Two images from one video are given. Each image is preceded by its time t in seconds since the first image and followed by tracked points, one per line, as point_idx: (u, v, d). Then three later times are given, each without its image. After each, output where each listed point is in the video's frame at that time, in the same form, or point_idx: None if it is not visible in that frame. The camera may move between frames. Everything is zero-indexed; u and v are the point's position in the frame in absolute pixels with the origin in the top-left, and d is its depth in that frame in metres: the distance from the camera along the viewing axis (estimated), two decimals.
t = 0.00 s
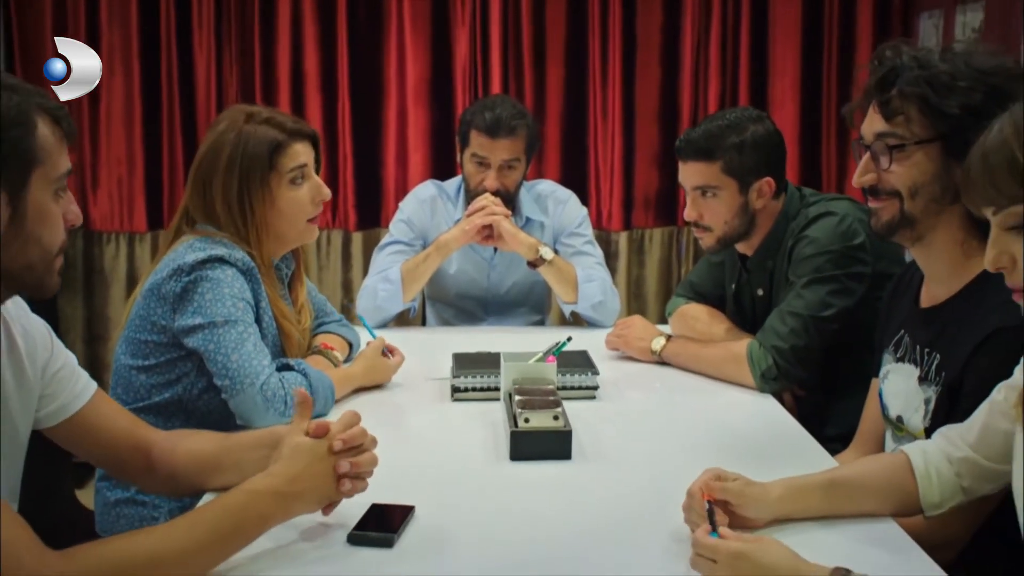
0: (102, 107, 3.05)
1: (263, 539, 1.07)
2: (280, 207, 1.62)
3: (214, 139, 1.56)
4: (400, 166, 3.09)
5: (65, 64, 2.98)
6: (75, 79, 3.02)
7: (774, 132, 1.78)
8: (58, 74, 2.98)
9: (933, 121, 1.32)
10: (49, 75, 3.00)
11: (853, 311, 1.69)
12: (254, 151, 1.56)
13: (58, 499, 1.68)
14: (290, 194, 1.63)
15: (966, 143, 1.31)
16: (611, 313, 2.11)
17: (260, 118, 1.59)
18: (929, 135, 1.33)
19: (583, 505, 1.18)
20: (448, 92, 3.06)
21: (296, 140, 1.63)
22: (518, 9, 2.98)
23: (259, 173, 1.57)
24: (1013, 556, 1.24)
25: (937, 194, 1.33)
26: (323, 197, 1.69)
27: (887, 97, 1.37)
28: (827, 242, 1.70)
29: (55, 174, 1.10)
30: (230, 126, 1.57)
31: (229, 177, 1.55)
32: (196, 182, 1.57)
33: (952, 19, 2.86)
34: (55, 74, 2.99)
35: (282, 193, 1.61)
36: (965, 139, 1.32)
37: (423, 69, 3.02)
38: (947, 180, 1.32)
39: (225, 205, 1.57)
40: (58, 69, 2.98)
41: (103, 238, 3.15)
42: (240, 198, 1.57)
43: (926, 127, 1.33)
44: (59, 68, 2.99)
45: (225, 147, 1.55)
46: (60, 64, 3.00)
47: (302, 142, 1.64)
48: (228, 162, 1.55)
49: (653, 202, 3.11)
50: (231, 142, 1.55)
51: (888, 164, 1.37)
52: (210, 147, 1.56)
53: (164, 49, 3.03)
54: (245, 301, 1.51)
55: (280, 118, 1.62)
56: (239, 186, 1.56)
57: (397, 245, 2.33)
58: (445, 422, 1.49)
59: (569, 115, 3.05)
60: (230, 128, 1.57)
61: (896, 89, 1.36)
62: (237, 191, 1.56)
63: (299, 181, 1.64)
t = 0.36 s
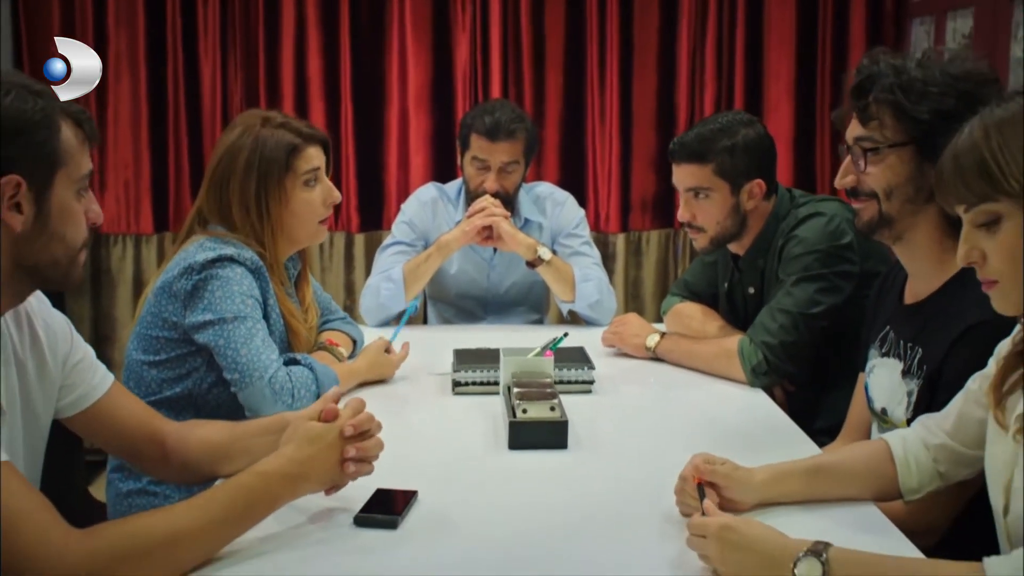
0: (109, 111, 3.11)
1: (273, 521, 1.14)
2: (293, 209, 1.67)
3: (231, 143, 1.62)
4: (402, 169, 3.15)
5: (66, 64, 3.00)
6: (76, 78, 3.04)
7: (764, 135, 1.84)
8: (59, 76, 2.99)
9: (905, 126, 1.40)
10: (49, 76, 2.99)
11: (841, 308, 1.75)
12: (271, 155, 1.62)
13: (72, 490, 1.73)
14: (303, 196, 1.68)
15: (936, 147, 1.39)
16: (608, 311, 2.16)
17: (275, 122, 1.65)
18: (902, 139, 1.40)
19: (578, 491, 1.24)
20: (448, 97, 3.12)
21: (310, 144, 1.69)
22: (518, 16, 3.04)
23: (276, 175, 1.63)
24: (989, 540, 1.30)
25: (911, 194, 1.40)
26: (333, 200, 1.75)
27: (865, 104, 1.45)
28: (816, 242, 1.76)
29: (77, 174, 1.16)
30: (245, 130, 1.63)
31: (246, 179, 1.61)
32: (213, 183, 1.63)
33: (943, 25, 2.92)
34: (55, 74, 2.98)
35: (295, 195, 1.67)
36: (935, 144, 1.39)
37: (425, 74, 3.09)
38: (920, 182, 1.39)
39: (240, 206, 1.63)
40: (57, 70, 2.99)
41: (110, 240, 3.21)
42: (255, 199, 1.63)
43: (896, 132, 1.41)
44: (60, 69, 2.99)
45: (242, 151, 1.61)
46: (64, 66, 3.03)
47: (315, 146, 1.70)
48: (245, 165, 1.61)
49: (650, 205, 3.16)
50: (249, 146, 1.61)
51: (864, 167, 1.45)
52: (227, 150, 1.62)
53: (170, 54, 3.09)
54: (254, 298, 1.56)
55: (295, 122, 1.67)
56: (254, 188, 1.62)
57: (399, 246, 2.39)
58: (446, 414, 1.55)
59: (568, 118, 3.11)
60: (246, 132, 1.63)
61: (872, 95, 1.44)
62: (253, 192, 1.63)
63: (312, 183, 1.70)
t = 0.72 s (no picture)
0: (115, 116, 3.16)
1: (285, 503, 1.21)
2: (297, 208, 1.73)
3: (240, 144, 1.68)
4: (403, 172, 3.21)
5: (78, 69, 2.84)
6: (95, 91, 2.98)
7: (755, 139, 1.89)
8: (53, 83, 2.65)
9: (889, 127, 1.45)
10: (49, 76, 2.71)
11: (828, 304, 1.80)
12: (277, 156, 1.68)
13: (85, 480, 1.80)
14: (308, 195, 1.74)
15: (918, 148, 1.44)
16: (603, 309, 2.22)
17: (282, 124, 1.71)
18: (884, 140, 1.45)
19: (571, 477, 1.30)
20: (448, 101, 3.18)
21: (316, 146, 1.75)
22: (516, 21, 3.11)
23: (282, 175, 1.69)
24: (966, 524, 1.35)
25: (894, 194, 1.45)
26: (336, 201, 1.81)
27: (850, 106, 1.49)
28: (803, 240, 1.82)
29: (93, 172, 1.21)
30: (253, 132, 1.69)
31: (254, 179, 1.68)
32: (222, 183, 1.69)
33: (933, 30, 2.98)
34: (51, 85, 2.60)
35: (301, 194, 1.73)
36: (917, 144, 1.44)
37: (425, 79, 3.15)
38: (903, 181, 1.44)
39: (248, 205, 1.69)
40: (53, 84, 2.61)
41: (115, 242, 3.27)
42: (261, 198, 1.69)
43: (881, 133, 1.46)
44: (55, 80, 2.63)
45: (250, 152, 1.67)
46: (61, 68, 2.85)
47: (320, 148, 1.77)
48: (253, 165, 1.67)
49: (646, 207, 3.23)
50: (257, 147, 1.67)
51: (849, 166, 1.50)
52: (236, 151, 1.68)
53: (174, 59, 3.15)
54: (261, 294, 1.62)
55: (301, 125, 1.74)
56: (262, 188, 1.68)
57: (400, 246, 2.45)
58: (446, 406, 1.61)
59: (565, 122, 3.18)
60: (254, 134, 1.69)
61: (858, 97, 1.48)
62: (260, 192, 1.69)
63: (316, 184, 1.76)
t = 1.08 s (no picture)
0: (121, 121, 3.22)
1: (292, 487, 1.27)
2: (303, 209, 1.79)
3: (247, 147, 1.74)
4: (404, 176, 3.27)
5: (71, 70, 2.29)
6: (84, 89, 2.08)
7: (729, 153, 1.92)
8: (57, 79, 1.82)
9: (870, 130, 1.51)
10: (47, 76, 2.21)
11: (817, 302, 1.86)
12: (284, 159, 1.74)
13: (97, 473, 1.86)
14: (313, 197, 1.80)
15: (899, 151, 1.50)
16: (599, 309, 2.32)
17: (288, 128, 1.77)
18: (865, 143, 1.52)
19: (566, 464, 1.36)
20: (448, 107, 3.24)
21: (321, 149, 1.81)
22: (516, 29, 3.18)
23: (288, 177, 1.75)
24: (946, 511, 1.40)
25: (876, 195, 1.52)
26: (341, 202, 1.87)
27: (833, 111, 1.55)
28: (792, 240, 1.88)
29: (110, 172, 1.27)
30: (260, 135, 1.75)
31: (261, 180, 1.74)
32: (230, 184, 1.75)
33: (924, 37, 3.05)
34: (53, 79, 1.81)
35: (306, 196, 1.79)
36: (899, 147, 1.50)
37: (426, 85, 3.21)
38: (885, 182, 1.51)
39: (255, 206, 1.75)
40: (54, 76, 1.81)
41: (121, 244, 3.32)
42: (268, 199, 1.75)
43: (863, 137, 1.52)
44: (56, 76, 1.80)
45: (257, 154, 1.73)
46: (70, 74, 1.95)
47: (325, 151, 1.83)
48: (260, 167, 1.73)
49: (643, 210, 3.28)
50: (264, 150, 1.74)
51: (833, 168, 1.56)
52: (244, 153, 1.74)
53: (180, 66, 3.21)
54: (268, 291, 1.68)
55: (307, 128, 1.80)
56: (268, 189, 1.75)
57: (401, 247, 2.51)
58: (448, 399, 1.67)
59: (563, 126, 3.24)
60: (261, 137, 1.75)
61: (841, 101, 1.55)
62: (267, 193, 1.75)
63: (321, 185, 1.82)
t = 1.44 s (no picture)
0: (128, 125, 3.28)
1: (300, 471, 1.33)
2: (307, 208, 1.85)
3: (254, 148, 1.80)
4: (405, 179, 3.33)
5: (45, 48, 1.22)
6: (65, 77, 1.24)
7: (711, 154, 1.98)
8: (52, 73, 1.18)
9: (854, 131, 1.57)
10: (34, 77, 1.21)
11: (805, 298, 1.92)
12: (290, 160, 1.80)
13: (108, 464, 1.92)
14: (318, 197, 1.86)
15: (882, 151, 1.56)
16: (595, 307, 2.39)
17: (294, 130, 1.83)
18: (848, 144, 1.58)
19: (561, 451, 1.42)
20: (449, 111, 3.30)
21: (325, 151, 1.87)
22: (515, 35, 3.24)
23: (294, 177, 1.81)
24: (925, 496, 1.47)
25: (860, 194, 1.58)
26: (345, 202, 1.93)
27: (819, 112, 1.61)
28: (781, 238, 1.94)
29: (126, 170, 1.33)
30: (267, 137, 1.81)
31: (267, 181, 1.80)
32: (237, 184, 1.82)
33: (914, 42, 3.11)
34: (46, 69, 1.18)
35: (311, 196, 1.85)
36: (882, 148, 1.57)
37: (427, 90, 3.27)
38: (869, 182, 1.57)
39: (262, 206, 1.81)
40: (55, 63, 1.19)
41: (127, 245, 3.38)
42: (275, 199, 1.81)
43: (848, 138, 1.58)
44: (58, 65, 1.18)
45: (264, 155, 1.80)
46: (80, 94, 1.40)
47: (330, 153, 1.89)
48: (267, 168, 1.79)
49: (639, 211, 3.34)
50: (271, 151, 1.80)
51: (818, 168, 1.63)
52: (251, 154, 1.80)
53: (185, 71, 3.28)
54: (274, 288, 1.74)
55: (313, 130, 1.86)
56: (275, 189, 1.81)
57: (403, 246, 2.58)
58: (447, 391, 1.73)
59: (561, 129, 3.30)
60: (267, 138, 1.81)
61: (826, 104, 1.60)
62: (274, 192, 1.81)
63: (326, 186, 1.88)
